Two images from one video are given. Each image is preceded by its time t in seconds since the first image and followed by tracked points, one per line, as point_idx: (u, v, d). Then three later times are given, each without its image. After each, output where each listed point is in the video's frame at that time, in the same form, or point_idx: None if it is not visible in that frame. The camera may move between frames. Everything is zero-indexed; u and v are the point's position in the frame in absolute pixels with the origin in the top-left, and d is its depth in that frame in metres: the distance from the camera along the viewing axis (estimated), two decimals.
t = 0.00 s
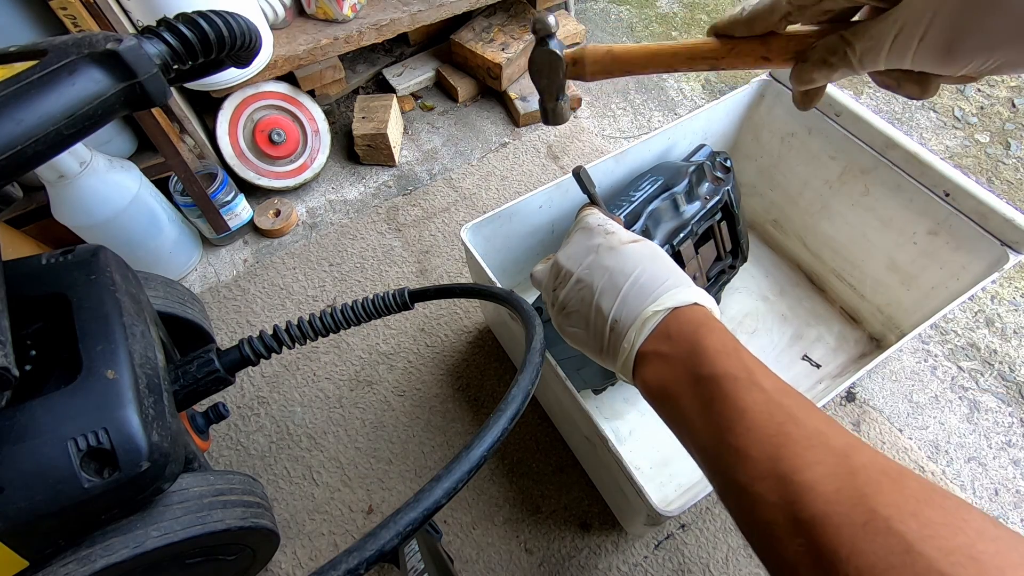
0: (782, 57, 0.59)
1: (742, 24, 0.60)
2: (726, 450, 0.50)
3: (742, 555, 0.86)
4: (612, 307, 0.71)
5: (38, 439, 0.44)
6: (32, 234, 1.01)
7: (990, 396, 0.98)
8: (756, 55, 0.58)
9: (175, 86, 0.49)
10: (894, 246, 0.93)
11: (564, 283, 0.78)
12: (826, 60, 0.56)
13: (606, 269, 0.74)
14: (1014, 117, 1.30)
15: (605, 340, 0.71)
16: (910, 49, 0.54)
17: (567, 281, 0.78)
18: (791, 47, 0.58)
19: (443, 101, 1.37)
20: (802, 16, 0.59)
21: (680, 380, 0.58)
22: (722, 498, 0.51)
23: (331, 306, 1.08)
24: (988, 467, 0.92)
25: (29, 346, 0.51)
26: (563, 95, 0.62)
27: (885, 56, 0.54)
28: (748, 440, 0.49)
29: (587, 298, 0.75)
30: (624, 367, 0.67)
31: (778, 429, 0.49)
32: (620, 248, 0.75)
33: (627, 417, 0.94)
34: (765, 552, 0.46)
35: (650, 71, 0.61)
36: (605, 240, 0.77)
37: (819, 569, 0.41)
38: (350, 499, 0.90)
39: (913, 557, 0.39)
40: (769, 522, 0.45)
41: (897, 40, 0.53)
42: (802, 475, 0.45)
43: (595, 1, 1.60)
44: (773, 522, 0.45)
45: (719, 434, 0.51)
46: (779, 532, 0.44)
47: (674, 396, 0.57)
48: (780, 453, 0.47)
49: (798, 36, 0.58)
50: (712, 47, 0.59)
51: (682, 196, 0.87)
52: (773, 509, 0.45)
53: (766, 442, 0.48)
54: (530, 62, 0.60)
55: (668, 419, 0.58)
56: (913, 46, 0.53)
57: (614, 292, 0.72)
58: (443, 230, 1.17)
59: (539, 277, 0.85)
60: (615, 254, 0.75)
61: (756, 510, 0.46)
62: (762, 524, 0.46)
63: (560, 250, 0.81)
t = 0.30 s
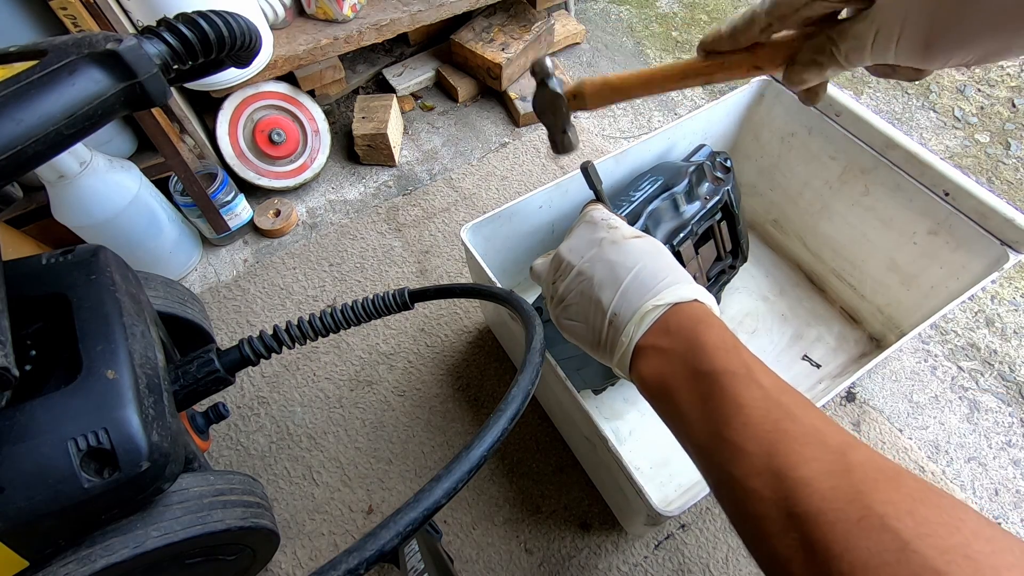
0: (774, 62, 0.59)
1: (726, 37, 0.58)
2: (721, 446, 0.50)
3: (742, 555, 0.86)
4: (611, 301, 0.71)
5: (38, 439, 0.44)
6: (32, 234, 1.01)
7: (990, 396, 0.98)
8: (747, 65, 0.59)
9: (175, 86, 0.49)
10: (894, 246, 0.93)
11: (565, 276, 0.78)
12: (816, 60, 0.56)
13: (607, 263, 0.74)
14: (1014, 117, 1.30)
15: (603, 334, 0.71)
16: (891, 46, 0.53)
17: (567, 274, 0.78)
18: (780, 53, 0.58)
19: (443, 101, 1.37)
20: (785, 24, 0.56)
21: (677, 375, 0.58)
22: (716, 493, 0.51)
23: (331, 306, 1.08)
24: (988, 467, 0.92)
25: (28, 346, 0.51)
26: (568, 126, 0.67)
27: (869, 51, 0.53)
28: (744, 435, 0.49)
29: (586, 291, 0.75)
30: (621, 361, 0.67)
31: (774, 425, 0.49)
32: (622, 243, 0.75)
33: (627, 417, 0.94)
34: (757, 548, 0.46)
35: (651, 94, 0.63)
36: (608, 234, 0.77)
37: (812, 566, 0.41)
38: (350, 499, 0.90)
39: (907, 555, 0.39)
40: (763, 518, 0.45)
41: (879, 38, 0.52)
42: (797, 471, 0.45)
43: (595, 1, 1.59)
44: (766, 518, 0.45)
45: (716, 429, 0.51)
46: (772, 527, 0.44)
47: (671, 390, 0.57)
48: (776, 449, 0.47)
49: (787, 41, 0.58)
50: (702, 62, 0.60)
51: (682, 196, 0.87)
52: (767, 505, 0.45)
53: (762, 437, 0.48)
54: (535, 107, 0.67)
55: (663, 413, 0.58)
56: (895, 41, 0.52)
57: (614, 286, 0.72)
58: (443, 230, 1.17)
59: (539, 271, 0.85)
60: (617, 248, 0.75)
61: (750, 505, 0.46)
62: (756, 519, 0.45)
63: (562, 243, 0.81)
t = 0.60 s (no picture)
0: (778, 31, 0.55)
1: None
2: (721, 446, 0.50)
3: (742, 555, 0.86)
4: (612, 301, 0.71)
5: (38, 439, 0.44)
6: (32, 234, 1.01)
7: (990, 396, 0.98)
8: (749, 29, 0.55)
9: (175, 86, 0.49)
10: (894, 246, 0.93)
11: (566, 276, 0.78)
12: (820, 41, 0.53)
13: (609, 263, 0.74)
14: (1014, 117, 1.30)
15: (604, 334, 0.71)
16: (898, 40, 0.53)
17: (568, 274, 0.78)
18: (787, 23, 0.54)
19: (443, 101, 1.37)
20: None
21: (678, 375, 0.58)
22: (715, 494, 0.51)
23: (331, 306, 1.08)
24: (988, 467, 0.92)
25: (28, 346, 0.51)
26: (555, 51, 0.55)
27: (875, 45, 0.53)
28: (744, 436, 0.49)
29: (587, 292, 0.75)
30: (621, 361, 0.67)
31: (774, 426, 0.49)
32: (624, 243, 0.75)
33: (627, 417, 0.94)
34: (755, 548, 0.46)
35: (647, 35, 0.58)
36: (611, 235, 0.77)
37: (810, 567, 0.41)
38: (350, 499, 0.90)
39: (907, 556, 0.39)
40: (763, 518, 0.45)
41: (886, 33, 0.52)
42: (798, 472, 0.45)
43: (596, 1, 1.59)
44: (766, 519, 0.45)
45: (716, 429, 0.51)
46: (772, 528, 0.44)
47: (671, 390, 0.57)
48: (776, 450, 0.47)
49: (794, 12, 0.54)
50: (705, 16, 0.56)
51: (682, 196, 0.87)
52: (767, 506, 0.45)
53: (763, 438, 0.48)
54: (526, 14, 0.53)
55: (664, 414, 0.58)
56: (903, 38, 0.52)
57: (615, 286, 0.72)
58: (443, 230, 1.17)
59: (540, 271, 0.85)
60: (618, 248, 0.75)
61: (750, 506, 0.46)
62: (756, 520, 0.45)
63: (564, 243, 0.81)
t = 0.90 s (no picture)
0: (790, 83, 0.58)
1: (745, 58, 0.60)
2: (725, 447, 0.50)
3: (742, 555, 0.86)
4: (614, 304, 0.71)
5: (38, 439, 0.44)
6: (32, 234, 1.01)
7: (990, 396, 0.98)
8: (765, 85, 0.59)
9: (175, 86, 0.49)
10: (894, 246, 0.93)
11: (569, 278, 0.78)
12: (832, 80, 0.55)
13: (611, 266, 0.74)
14: (1014, 117, 1.30)
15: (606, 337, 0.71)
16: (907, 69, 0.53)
17: (570, 276, 0.78)
18: (799, 72, 0.58)
19: (443, 101, 1.37)
20: (803, 47, 0.58)
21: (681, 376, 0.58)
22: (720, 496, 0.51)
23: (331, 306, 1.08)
24: (988, 467, 0.92)
25: (29, 346, 0.51)
26: (588, 135, 0.69)
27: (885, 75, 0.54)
28: (748, 437, 0.49)
29: (589, 294, 0.75)
30: (623, 363, 0.67)
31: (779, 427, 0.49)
32: (626, 246, 0.76)
33: (627, 417, 0.94)
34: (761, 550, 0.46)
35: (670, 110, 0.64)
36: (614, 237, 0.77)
37: (817, 568, 0.41)
38: (350, 499, 0.90)
39: (915, 556, 0.39)
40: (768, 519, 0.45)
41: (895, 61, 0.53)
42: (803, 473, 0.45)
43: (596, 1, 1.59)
44: (772, 520, 0.45)
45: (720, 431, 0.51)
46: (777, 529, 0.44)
47: (675, 391, 0.57)
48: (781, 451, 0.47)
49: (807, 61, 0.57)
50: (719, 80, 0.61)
51: (682, 196, 0.87)
52: (772, 507, 0.45)
53: (768, 439, 0.48)
54: (559, 115, 0.69)
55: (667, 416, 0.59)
56: (910, 62, 0.53)
57: (618, 288, 0.72)
58: (443, 230, 1.17)
59: (541, 273, 0.85)
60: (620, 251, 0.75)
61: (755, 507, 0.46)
62: (761, 522, 0.45)
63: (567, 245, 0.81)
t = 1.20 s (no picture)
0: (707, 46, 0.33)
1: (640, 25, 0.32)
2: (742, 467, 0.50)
3: (742, 555, 0.86)
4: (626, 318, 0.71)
5: (38, 439, 0.44)
6: (32, 234, 1.01)
7: (990, 396, 0.98)
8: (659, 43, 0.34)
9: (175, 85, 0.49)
10: (894, 247, 0.93)
11: (575, 294, 0.78)
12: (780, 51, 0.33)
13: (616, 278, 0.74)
14: (1014, 117, 1.30)
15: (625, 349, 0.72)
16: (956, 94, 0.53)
17: (577, 290, 0.78)
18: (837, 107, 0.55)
19: (443, 101, 1.37)
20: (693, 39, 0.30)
21: (698, 393, 0.58)
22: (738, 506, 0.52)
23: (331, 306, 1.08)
24: (988, 467, 0.92)
25: (29, 346, 0.51)
26: None
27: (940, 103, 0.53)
28: (761, 458, 0.49)
29: (599, 307, 0.75)
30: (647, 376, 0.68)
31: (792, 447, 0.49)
32: (625, 255, 0.74)
33: (627, 417, 0.94)
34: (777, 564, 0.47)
35: None
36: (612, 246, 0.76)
37: None
38: (350, 499, 0.90)
39: None
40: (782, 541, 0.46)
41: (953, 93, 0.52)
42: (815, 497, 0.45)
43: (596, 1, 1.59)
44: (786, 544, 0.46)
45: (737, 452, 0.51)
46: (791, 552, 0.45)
47: (689, 407, 0.58)
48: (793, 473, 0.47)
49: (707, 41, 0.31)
50: None
51: (682, 196, 0.87)
52: (786, 531, 0.46)
53: (781, 461, 0.48)
54: None
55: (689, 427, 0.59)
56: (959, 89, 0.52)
57: (626, 301, 0.72)
58: (443, 230, 1.17)
59: (545, 282, 0.83)
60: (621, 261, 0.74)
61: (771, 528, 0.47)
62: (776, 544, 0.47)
63: (566, 257, 0.80)
